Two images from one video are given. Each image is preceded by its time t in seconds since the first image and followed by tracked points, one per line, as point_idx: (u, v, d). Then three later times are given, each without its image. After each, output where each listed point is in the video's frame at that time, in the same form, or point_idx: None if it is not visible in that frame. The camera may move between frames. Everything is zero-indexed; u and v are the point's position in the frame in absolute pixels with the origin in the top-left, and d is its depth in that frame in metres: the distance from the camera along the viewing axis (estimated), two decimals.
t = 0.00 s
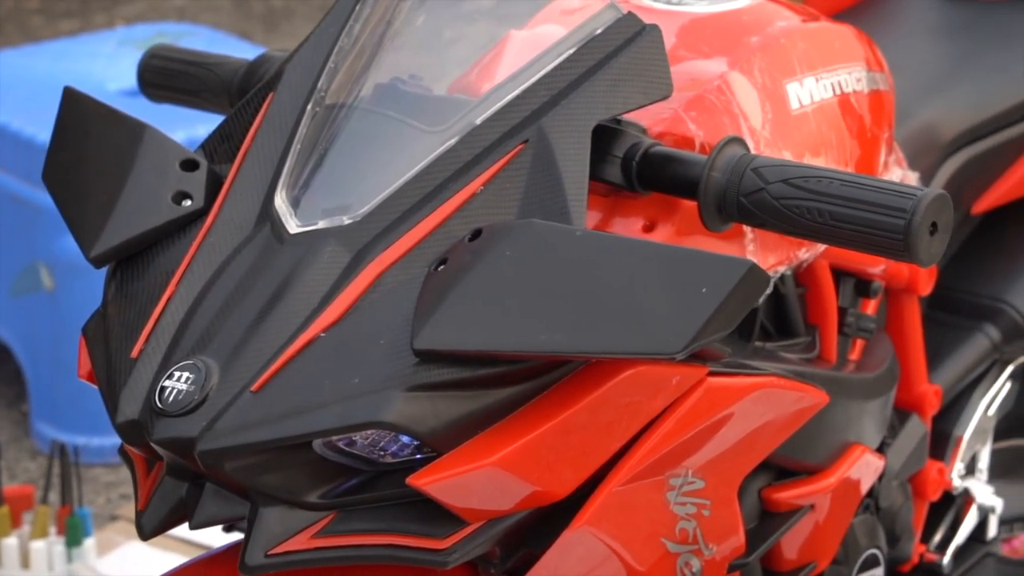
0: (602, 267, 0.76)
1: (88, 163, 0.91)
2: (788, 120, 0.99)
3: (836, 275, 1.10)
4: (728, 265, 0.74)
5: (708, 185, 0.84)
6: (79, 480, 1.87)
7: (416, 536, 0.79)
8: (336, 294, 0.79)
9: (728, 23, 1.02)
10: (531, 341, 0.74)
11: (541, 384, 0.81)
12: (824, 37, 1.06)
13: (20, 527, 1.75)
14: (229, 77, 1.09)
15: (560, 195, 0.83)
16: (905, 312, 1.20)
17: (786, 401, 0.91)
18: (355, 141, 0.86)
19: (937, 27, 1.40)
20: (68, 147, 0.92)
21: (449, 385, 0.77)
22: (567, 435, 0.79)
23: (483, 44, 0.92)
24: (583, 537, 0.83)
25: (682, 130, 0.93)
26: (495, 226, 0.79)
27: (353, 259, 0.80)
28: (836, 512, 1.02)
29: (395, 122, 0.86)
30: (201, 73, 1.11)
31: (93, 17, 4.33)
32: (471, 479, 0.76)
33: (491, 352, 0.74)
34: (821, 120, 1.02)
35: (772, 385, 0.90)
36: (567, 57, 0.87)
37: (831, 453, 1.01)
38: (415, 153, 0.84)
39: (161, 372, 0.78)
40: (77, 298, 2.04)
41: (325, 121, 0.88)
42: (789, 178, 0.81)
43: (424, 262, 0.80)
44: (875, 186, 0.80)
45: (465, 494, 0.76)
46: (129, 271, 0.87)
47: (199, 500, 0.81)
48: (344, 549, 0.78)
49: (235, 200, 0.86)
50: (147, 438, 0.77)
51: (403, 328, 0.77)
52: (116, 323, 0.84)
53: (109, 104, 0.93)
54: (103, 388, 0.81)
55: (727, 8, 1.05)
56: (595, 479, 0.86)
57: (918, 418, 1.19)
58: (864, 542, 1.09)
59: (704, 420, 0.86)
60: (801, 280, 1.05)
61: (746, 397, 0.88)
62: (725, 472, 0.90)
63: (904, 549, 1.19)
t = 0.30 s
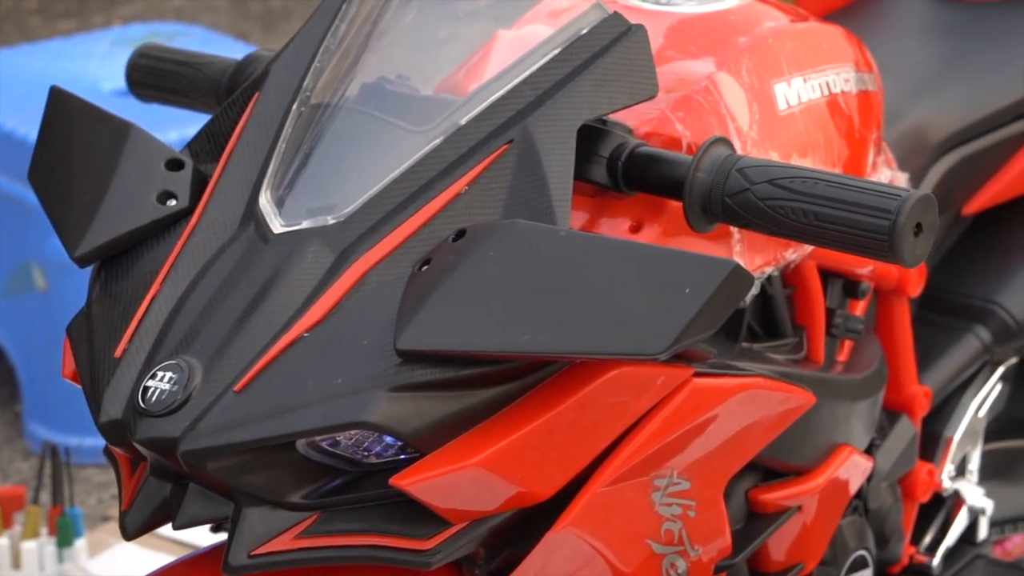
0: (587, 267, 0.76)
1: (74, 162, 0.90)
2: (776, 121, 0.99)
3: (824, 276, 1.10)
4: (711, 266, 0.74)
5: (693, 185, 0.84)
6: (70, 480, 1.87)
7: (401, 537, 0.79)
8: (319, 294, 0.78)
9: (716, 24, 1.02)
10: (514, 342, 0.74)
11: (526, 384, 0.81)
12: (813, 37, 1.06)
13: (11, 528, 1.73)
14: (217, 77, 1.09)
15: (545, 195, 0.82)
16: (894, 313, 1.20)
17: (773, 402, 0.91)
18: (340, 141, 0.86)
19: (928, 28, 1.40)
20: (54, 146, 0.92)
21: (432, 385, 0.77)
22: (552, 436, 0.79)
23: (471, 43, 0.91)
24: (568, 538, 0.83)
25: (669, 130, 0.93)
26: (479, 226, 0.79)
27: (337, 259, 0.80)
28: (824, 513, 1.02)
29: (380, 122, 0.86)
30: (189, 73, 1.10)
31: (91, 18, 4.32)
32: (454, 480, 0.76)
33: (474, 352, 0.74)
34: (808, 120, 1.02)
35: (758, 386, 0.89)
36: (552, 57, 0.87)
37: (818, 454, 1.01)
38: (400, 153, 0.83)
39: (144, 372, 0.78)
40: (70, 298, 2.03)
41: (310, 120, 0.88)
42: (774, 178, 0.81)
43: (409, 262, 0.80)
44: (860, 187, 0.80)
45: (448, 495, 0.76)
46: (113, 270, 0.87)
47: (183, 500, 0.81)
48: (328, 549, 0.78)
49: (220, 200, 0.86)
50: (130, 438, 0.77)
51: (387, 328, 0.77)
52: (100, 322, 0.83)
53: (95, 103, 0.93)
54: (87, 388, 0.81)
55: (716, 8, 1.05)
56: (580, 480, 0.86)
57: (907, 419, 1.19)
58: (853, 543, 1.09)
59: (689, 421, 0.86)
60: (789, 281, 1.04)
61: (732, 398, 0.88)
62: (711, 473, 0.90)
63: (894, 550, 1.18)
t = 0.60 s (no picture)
0: (573, 270, 0.76)
1: (65, 166, 0.91)
2: (766, 124, 0.99)
3: (816, 279, 1.10)
4: (697, 269, 0.74)
5: (681, 189, 0.84)
6: (67, 483, 1.87)
7: (389, 540, 0.79)
8: (308, 297, 0.79)
9: (707, 27, 1.02)
10: (501, 345, 0.74)
11: (514, 387, 0.81)
12: (803, 40, 1.06)
13: (8, 530, 1.73)
14: (209, 80, 1.09)
15: (532, 197, 0.82)
16: (888, 315, 1.20)
17: (762, 405, 0.91)
18: (329, 145, 0.86)
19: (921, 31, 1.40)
20: (45, 151, 0.93)
21: (420, 389, 0.77)
22: (539, 439, 0.79)
23: (460, 46, 0.91)
24: (556, 541, 0.83)
25: (659, 134, 0.93)
26: (467, 230, 0.79)
27: (326, 262, 0.80)
28: (816, 514, 1.02)
29: (369, 126, 0.86)
30: (181, 76, 1.10)
31: (94, 21, 4.34)
32: (442, 483, 0.76)
33: (461, 356, 0.74)
34: (799, 123, 1.02)
35: (747, 390, 0.89)
36: (541, 61, 0.87)
37: (809, 457, 1.01)
38: (389, 156, 0.84)
39: (133, 375, 0.78)
40: (68, 301, 2.04)
41: (299, 124, 0.89)
42: (761, 182, 0.82)
43: (397, 265, 0.80)
44: (847, 190, 0.80)
45: (436, 498, 0.76)
46: (103, 274, 0.87)
47: (172, 503, 0.81)
48: (317, 553, 0.78)
49: (209, 203, 0.87)
50: (119, 442, 0.77)
51: (374, 331, 0.77)
52: (90, 326, 0.84)
53: (87, 107, 0.94)
54: (76, 393, 0.81)
55: (706, 12, 1.05)
56: (568, 483, 0.86)
57: (900, 421, 1.19)
58: (845, 546, 1.09)
59: (678, 424, 0.86)
60: (779, 284, 1.04)
61: (721, 401, 0.88)
62: (700, 476, 0.90)
63: (887, 553, 1.19)
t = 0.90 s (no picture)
0: (558, 273, 0.76)
1: (51, 168, 0.91)
2: (753, 127, 0.99)
3: (804, 282, 1.10)
4: (680, 272, 0.74)
5: (666, 192, 0.85)
6: (60, 484, 1.87)
7: (373, 543, 0.79)
8: (292, 300, 0.79)
9: (695, 30, 1.02)
10: (484, 348, 0.74)
11: (499, 390, 0.81)
12: (791, 44, 1.06)
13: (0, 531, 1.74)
14: (198, 83, 1.09)
15: (516, 200, 0.83)
16: (876, 318, 1.20)
17: (748, 408, 0.91)
18: (315, 147, 0.86)
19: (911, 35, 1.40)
20: (32, 153, 0.93)
21: (403, 391, 0.77)
22: (523, 442, 0.79)
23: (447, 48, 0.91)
24: (541, 543, 0.83)
25: (646, 137, 0.93)
26: (451, 233, 0.79)
27: (310, 265, 0.80)
28: (803, 516, 1.02)
29: (354, 129, 0.86)
30: (171, 79, 1.10)
31: (92, 21, 4.34)
32: (425, 486, 0.76)
33: (444, 359, 0.74)
34: (786, 126, 1.02)
35: (733, 393, 0.89)
36: (526, 65, 0.88)
37: (796, 460, 1.01)
38: (374, 159, 0.84)
39: (118, 378, 0.78)
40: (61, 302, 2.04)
41: (285, 127, 0.89)
42: (746, 185, 0.82)
43: (381, 268, 0.80)
44: (832, 194, 0.80)
45: (419, 501, 0.76)
46: (89, 276, 0.87)
47: (157, 506, 0.81)
48: (300, 555, 0.79)
49: (195, 205, 0.87)
50: (103, 444, 0.77)
51: (358, 334, 0.77)
52: (75, 328, 0.84)
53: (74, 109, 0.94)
54: (61, 395, 0.81)
55: (694, 15, 1.05)
56: (553, 486, 0.86)
57: (889, 424, 1.19)
58: (832, 548, 1.09)
59: (664, 427, 0.86)
60: (767, 286, 1.05)
61: (706, 404, 0.88)
62: (687, 479, 0.91)
63: (876, 556, 1.18)
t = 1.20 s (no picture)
0: (544, 279, 0.76)
1: (39, 173, 0.91)
2: (742, 132, 0.99)
3: (794, 286, 1.10)
4: (665, 278, 0.74)
5: (653, 197, 0.84)
6: (54, 487, 1.87)
7: (358, 548, 0.79)
8: (278, 305, 0.79)
9: (684, 35, 1.03)
10: (469, 354, 0.74)
11: (485, 396, 0.81)
12: (781, 48, 1.07)
13: None
14: (189, 88, 1.09)
15: (503, 206, 0.83)
16: (868, 322, 1.20)
17: (737, 413, 0.91)
18: (302, 152, 0.86)
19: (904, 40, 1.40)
20: (20, 157, 0.93)
21: (388, 397, 0.76)
22: (509, 447, 0.79)
23: (435, 51, 0.91)
24: (528, 549, 0.83)
25: (634, 141, 0.93)
26: (437, 238, 0.79)
27: (297, 270, 0.80)
28: (792, 521, 1.02)
29: (341, 134, 0.86)
30: (161, 83, 1.10)
31: (92, 25, 4.34)
32: (411, 492, 0.76)
33: (430, 365, 0.74)
34: (775, 131, 1.02)
35: (721, 398, 0.89)
36: (514, 69, 0.88)
37: (785, 465, 1.01)
38: (361, 165, 0.84)
39: (104, 383, 0.78)
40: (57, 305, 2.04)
41: (273, 132, 0.89)
42: (733, 191, 0.82)
43: (367, 273, 0.80)
44: (818, 199, 0.80)
45: (404, 506, 0.76)
46: (76, 281, 0.87)
47: (143, 511, 0.81)
48: (285, 560, 0.78)
49: (182, 210, 0.87)
50: (89, 450, 0.77)
51: (344, 339, 0.77)
52: (62, 333, 0.84)
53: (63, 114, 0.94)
54: (47, 400, 0.81)
55: (684, 19, 1.05)
56: (540, 492, 0.86)
57: (881, 429, 1.19)
58: (822, 553, 1.09)
59: (651, 433, 0.86)
60: (756, 291, 1.05)
61: (694, 409, 0.88)
62: (675, 485, 0.91)
63: (868, 559, 1.18)
